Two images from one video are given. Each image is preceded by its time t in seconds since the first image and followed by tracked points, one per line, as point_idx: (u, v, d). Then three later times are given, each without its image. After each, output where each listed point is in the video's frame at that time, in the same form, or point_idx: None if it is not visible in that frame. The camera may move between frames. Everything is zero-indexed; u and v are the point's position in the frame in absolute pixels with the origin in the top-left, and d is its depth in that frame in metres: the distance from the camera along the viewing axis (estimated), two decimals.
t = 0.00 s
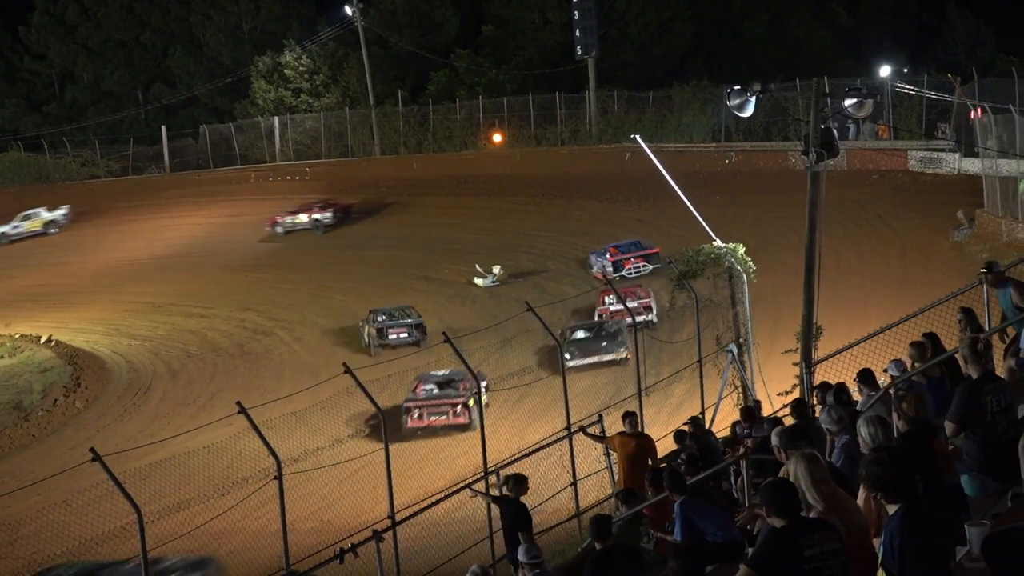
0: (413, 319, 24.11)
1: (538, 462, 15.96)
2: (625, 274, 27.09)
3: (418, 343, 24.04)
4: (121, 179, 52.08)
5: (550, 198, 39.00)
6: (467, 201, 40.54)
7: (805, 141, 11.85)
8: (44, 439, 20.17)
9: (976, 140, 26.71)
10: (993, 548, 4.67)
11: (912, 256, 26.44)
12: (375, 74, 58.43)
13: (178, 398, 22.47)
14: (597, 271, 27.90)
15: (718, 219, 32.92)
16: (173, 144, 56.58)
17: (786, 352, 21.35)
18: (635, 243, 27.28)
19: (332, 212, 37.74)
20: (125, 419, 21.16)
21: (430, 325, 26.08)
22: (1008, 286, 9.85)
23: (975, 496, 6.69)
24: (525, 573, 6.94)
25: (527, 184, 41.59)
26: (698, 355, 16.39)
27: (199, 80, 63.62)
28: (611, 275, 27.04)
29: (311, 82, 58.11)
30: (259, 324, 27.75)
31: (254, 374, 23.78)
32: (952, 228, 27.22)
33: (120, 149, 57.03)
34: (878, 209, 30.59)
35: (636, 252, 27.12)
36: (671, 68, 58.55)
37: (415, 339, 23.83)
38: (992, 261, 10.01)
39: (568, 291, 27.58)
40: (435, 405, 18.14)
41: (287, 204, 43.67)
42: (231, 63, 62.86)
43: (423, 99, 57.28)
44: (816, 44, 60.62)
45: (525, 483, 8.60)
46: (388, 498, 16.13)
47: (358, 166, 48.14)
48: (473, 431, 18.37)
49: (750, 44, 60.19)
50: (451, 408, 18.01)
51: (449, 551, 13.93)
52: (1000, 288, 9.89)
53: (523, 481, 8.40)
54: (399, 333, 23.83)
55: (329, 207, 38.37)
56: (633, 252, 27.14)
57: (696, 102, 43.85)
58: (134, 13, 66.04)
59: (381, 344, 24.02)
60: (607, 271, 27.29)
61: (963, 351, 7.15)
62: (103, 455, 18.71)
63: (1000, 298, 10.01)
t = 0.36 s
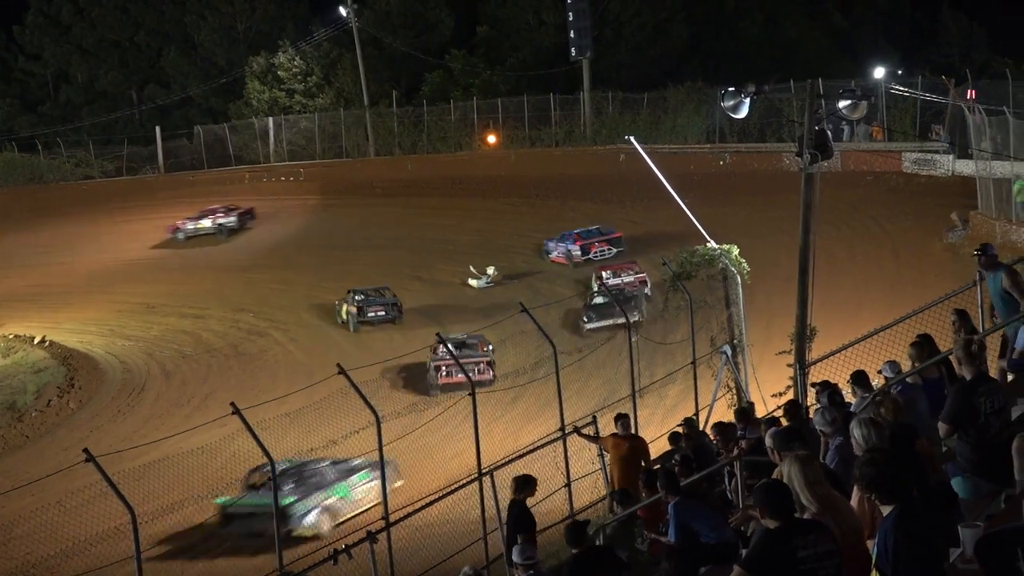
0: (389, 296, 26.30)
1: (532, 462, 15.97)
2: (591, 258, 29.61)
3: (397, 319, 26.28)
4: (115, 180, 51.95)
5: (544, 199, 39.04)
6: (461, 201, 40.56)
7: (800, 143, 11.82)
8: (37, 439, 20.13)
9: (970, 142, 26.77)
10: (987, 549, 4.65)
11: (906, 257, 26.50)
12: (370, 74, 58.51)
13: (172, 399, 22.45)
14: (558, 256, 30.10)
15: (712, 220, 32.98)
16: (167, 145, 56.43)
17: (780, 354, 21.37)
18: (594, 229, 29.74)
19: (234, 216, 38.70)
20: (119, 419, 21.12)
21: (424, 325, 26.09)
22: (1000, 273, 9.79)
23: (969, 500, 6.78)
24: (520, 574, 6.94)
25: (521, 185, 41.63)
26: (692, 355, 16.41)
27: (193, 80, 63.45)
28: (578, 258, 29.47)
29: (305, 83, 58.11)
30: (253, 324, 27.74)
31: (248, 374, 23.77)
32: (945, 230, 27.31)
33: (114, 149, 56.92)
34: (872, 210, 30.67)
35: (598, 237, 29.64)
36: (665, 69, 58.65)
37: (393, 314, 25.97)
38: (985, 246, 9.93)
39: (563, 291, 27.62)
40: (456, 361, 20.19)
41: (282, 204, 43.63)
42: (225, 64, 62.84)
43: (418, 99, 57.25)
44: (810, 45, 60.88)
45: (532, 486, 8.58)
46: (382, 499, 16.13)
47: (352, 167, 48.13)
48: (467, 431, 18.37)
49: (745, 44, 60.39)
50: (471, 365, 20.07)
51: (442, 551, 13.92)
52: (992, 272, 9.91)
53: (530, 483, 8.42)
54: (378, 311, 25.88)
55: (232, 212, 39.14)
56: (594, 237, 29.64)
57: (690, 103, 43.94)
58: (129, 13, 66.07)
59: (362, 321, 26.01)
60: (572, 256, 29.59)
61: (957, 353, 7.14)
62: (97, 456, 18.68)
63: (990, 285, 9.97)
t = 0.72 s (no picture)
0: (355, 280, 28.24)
1: (532, 463, 15.99)
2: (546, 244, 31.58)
3: (366, 300, 28.28)
4: (114, 180, 51.88)
5: (544, 199, 39.03)
6: (461, 201, 40.55)
7: (799, 144, 11.82)
8: (37, 439, 20.12)
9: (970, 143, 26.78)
10: (985, 550, 4.66)
11: (905, 258, 26.51)
12: (369, 75, 58.60)
13: (172, 399, 22.44)
14: (510, 245, 32.02)
15: (712, 220, 32.98)
16: (166, 145, 56.36)
17: (779, 355, 21.37)
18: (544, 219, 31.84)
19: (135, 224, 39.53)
20: (118, 419, 21.12)
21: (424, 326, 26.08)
22: (1005, 267, 9.80)
23: (965, 498, 6.67)
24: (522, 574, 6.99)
25: (521, 185, 41.63)
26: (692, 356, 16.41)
27: (193, 80, 63.44)
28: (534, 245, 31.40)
29: (304, 83, 57.98)
30: (253, 324, 27.73)
31: (248, 374, 23.77)
32: (944, 231, 27.33)
33: (114, 149, 56.89)
34: (872, 210, 30.69)
35: (549, 225, 31.75)
36: (664, 70, 58.69)
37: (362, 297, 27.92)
38: (991, 237, 9.93)
39: (562, 292, 27.62)
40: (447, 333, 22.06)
41: (281, 205, 43.61)
42: (224, 64, 62.86)
43: (417, 99, 57.20)
44: (810, 45, 60.83)
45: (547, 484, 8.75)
46: (382, 498, 16.15)
47: (352, 167, 48.13)
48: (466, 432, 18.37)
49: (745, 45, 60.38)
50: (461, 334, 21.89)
51: (442, 552, 13.92)
52: (996, 266, 9.85)
53: (545, 479, 8.61)
54: (348, 292, 27.74)
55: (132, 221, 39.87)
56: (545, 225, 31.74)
57: (690, 103, 43.90)
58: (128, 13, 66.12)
59: (334, 303, 27.85)
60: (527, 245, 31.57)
61: (956, 354, 7.16)
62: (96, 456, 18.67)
63: (990, 278, 10.00)
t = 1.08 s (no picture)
0: (310, 267, 30.01)
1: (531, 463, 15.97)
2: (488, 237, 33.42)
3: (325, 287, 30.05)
4: (114, 179, 51.84)
5: (544, 199, 39.01)
6: (460, 201, 40.53)
7: (799, 143, 11.81)
8: (36, 438, 20.08)
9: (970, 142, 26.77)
10: (985, 549, 4.65)
11: (905, 257, 26.50)
12: (369, 74, 58.67)
13: (171, 398, 22.41)
14: (450, 239, 33.69)
15: (711, 220, 32.95)
16: (166, 144, 56.31)
17: (779, 354, 21.34)
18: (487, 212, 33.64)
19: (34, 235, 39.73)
20: (117, 419, 21.08)
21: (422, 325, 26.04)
22: (1009, 268, 9.80)
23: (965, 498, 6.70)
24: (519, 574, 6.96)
25: (521, 184, 41.62)
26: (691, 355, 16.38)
27: (193, 79, 63.49)
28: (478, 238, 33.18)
29: (304, 82, 57.91)
30: (252, 324, 27.69)
31: (247, 374, 23.74)
32: (945, 231, 27.32)
33: (113, 148, 56.85)
34: (872, 210, 30.67)
35: (491, 219, 33.59)
36: (664, 69, 58.68)
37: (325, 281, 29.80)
38: (997, 237, 9.92)
39: (562, 291, 27.59)
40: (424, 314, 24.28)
41: (281, 204, 43.58)
42: (224, 63, 62.85)
43: (417, 99, 57.16)
44: (809, 45, 60.83)
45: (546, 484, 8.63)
46: (382, 497, 16.14)
47: (351, 166, 48.10)
48: (465, 432, 18.35)
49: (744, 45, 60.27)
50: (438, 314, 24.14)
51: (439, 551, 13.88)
52: (1001, 265, 9.86)
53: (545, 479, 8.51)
54: (311, 279, 29.58)
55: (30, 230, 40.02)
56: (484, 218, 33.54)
57: (690, 103, 43.89)
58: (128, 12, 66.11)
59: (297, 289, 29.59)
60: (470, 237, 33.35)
61: (955, 353, 7.13)
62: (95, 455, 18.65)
63: (992, 276, 10.00)
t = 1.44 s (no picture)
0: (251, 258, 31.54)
1: (528, 462, 15.99)
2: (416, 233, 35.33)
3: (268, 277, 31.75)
4: (111, 178, 51.77)
5: (541, 198, 38.98)
6: (457, 200, 40.49)
7: (796, 142, 11.81)
8: (32, 438, 20.05)
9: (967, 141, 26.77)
10: (984, 548, 4.65)
11: (902, 256, 26.52)
12: (366, 73, 58.70)
13: (168, 397, 22.37)
14: (376, 236, 35.14)
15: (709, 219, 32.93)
16: (163, 143, 56.21)
17: (776, 354, 21.33)
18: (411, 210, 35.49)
19: None
20: (114, 418, 21.04)
21: (418, 324, 26.02)
22: (1008, 267, 9.80)
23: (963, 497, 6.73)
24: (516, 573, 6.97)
25: (518, 183, 41.61)
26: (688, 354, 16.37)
27: (190, 78, 63.48)
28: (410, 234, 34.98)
29: (302, 81, 57.89)
30: (249, 323, 27.65)
31: (245, 373, 23.71)
32: (941, 229, 27.36)
33: (110, 148, 56.81)
34: (869, 209, 30.68)
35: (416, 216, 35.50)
36: (661, 68, 58.68)
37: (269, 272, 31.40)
38: (994, 236, 9.93)
39: (560, 290, 27.57)
40: (389, 298, 26.02)
41: (277, 203, 43.53)
42: (221, 62, 62.84)
43: (414, 98, 57.15)
44: (806, 44, 60.87)
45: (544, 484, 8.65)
46: (380, 496, 16.17)
47: (348, 165, 48.05)
48: (463, 431, 18.34)
49: (741, 44, 60.29)
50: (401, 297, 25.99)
51: (435, 552, 13.86)
52: (999, 265, 9.84)
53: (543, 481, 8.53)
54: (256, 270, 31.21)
55: None
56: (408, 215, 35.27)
57: (686, 102, 43.90)
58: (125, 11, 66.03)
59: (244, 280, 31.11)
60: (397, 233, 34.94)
61: (952, 352, 7.12)
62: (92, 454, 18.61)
63: (988, 275, 10.02)
